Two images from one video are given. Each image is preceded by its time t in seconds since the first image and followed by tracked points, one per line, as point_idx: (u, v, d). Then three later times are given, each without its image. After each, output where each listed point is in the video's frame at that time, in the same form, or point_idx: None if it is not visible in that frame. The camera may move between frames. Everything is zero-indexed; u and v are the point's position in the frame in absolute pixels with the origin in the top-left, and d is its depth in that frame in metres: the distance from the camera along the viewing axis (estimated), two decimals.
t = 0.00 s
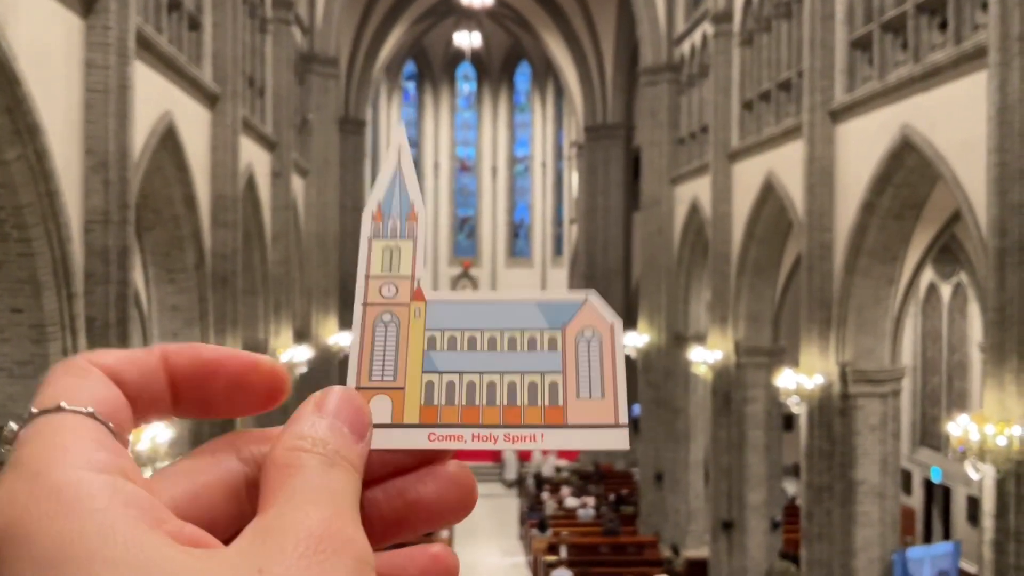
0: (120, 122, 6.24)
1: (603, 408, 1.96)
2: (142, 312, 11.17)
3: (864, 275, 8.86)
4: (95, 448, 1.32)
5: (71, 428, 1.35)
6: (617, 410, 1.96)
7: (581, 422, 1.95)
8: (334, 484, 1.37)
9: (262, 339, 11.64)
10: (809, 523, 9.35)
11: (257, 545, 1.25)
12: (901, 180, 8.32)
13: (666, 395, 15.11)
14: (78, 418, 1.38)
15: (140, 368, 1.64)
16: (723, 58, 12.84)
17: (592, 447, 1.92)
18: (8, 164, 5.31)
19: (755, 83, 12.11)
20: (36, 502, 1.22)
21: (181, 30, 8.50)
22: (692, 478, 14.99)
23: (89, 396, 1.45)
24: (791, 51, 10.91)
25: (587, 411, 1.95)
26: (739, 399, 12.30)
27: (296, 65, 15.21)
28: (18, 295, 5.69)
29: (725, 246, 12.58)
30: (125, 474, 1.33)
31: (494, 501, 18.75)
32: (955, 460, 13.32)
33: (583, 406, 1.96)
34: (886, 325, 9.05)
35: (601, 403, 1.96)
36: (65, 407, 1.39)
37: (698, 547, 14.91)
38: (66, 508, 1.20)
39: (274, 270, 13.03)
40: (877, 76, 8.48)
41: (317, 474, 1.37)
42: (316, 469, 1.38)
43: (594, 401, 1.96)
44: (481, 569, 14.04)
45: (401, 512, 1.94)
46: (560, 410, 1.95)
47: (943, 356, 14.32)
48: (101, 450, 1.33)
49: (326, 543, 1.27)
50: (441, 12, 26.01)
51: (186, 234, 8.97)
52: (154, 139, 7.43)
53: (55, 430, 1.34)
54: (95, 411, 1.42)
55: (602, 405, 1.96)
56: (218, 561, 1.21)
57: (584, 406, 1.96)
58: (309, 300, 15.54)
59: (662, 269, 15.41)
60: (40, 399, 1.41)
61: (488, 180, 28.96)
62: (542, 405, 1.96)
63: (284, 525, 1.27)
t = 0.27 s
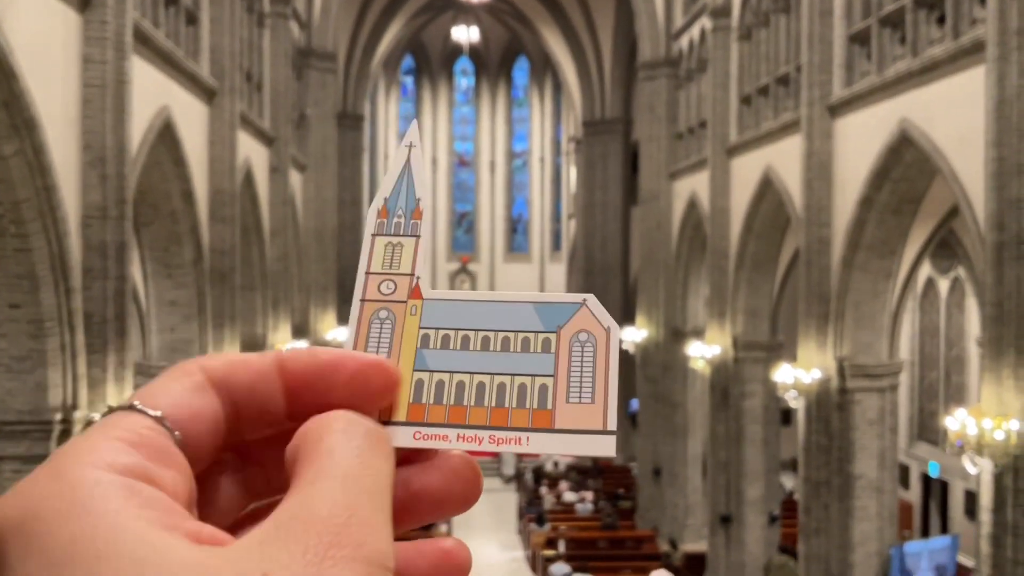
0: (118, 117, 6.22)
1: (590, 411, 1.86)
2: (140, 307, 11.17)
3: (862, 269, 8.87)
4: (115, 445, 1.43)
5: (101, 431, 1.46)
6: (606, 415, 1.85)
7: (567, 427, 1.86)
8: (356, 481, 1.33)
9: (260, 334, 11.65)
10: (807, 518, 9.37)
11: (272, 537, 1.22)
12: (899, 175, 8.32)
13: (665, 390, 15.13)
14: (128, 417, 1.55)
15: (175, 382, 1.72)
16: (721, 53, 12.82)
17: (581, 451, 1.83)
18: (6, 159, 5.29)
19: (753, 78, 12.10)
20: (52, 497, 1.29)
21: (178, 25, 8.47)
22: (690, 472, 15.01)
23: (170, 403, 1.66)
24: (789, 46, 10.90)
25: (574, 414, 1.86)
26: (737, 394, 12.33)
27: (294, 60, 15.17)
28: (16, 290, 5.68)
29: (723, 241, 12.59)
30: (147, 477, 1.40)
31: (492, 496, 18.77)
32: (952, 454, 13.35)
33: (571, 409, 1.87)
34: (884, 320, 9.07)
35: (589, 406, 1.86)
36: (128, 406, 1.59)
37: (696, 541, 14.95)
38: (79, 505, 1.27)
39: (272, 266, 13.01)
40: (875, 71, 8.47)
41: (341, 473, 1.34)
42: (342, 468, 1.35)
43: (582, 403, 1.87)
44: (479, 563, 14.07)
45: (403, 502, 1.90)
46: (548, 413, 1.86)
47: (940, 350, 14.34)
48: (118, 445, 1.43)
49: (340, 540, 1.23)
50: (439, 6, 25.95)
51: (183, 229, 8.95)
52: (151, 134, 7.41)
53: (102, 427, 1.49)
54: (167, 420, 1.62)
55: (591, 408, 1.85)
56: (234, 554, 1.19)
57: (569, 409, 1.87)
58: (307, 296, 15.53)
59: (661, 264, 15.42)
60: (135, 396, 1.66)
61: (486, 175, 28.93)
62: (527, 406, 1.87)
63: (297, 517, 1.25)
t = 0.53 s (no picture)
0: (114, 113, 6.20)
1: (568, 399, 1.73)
2: (137, 304, 11.14)
3: (860, 266, 8.87)
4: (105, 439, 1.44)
5: (89, 427, 1.47)
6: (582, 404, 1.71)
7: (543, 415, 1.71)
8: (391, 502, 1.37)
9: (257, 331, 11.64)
10: (803, 514, 9.39)
11: (302, 542, 1.24)
12: (895, 171, 8.33)
13: (661, 386, 15.14)
14: (115, 409, 1.56)
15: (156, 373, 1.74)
16: (718, 49, 12.81)
17: (554, 437, 1.68)
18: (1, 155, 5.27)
19: (751, 74, 12.10)
20: (48, 495, 1.30)
21: (173, 21, 8.43)
22: (687, 469, 15.03)
23: (150, 396, 1.65)
24: (786, 42, 10.89)
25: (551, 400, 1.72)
26: (734, 390, 12.35)
27: (290, 56, 15.12)
28: (12, 287, 5.66)
29: (720, 238, 12.59)
30: (139, 472, 1.42)
31: (489, 492, 18.79)
32: (949, 450, 13.40)
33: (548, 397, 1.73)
34: (881, 316, 9.08)
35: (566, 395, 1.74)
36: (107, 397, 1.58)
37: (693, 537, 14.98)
38: (79, 505, 1.29)
39: (269, 262, 13.00)
40: (872, 67, 8.47)
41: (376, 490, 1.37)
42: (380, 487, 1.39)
43: (560, 392, 1.74)
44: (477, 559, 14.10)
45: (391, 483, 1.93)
46: (524, 401, 1.73)
47: (937, 347, 14.38)
48: (108, 440, 1.44)
49: (372, 554, 1.25)
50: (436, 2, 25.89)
51: (180, 225, 8.92)
52: (147, 130, 7.39)
53: (93, 421, 1.50)
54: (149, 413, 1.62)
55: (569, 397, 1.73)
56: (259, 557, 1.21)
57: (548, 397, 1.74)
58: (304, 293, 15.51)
59: (658, 260, 15.43)
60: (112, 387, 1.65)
61: (483, 171, 28.88)
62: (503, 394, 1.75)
63: (329, 526, 1.28)
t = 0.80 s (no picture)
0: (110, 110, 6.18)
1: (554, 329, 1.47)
2: (133, 301, 11.11)
3: (856, 263, 8.88)
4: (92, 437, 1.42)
5: (80, 422, 1.45)
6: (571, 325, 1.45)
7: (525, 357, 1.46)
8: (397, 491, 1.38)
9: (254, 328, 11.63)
10: (800, 511, 9.41)
11: (303, 541, 1.27)
12: (892, 169, 8.33)
13: (658, 384, 15.15)
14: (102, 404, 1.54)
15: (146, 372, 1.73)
16: (716, 46, 12.81)
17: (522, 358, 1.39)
18: None
19: (748, 72, 12.10)
20: (43, 490, 1.30)
21: (170, 17, 8.41)
22: (684, 466, 15.05)
23: (137, 392, 1.65)
24: (783, 39, 10.89)
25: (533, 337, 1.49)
26: (731, 388, 12.37)
27: (287, 52, 15.07)
28: (8, 284, 5.63)
29: (717, 235, 12.60)
30: (126, 468, 1.40)
31: (486, 490, 18.79)
32: (945, 448, 13.43)
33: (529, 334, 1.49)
34: (878, 314, 9.09)
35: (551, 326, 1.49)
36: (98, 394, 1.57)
37: (689, 534, 15.00)
38: (71, 504, 1.28)
39: (265, 259, 12.97)
40: (869, 65, 8.48)
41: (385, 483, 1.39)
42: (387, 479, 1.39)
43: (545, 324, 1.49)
44: (474, 556, 14.11)
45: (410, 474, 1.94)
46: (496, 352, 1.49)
47: (933, 344, 14.41)
48: (95, 437, 1.42)
49: (367, 551, 1.29)
50: None
51: (176, 222, 8.91)
52: (144, 128, 7.36)
53: (77, 417, 1.47)
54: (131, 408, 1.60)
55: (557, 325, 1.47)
56: (259, 554, 1.23)
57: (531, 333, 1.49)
58: (301, 290, 15.47)
59: (655, 258, 15.43)
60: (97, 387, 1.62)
61: (480, 169, 28.80)
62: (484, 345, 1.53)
63: (331, 525, 1.30)
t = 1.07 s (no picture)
0: (106, 107, 6.15)
1: (654, 316, 1.25)
2: (129, 298, 11.10)
3: (853, 262, 8.89)
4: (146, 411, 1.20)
5: (133, 390, 1.24)
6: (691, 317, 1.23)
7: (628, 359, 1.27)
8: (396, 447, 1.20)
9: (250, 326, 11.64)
10: (795, 510, 9.43)
11: (302, 523, 1.09)
12: (889, 168, 8.34)
13: (655, 382, 15.15)
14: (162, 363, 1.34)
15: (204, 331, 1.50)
16: (713, 46, 12.83)
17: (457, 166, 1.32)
18: None
19: (745, 71, 12.11)
20: (104, 460, 1.09)
21: (166, 14, 8.38)
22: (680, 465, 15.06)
23: (192, 354, 1.42)
24: (780, 39, 10.90)
25: (628, 335, 1.26)
26: (727, 386, 12.38)
27: (284, 50, 15.03)
28: (3, 281, 5.60)
29: (714, 234, 12.60)
30: (179, 447, 1.20)
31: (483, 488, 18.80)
32: (941, 447, 13.46)
33: (630, 337, 1.26)
34: (874, 313, 9.09)
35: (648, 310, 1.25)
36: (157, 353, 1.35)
37: (685, 533, 15.02)
38: (121, 477, 1.08)
39: (262, 257, 12.95)
40: (867, 64, 8.48)
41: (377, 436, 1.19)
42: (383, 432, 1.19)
43: (639, 313, 1.26)
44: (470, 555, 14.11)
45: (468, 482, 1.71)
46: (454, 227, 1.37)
47: (930, 344, 14.44)
48: (153, 412, 1.21)
49: (361, 539, 1.10)
50: None
51: (172, 220, 8.88)
52: (139, 125, 7.33)
53: (133, 386, 1.26)
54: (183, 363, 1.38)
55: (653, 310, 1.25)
56: (265, 544, 1.06)
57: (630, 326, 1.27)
58: (298, 288, 15.44)
59: (652, 257, 15.43)
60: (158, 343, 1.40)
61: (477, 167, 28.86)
62: (568, 337, 1.31)
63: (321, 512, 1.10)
